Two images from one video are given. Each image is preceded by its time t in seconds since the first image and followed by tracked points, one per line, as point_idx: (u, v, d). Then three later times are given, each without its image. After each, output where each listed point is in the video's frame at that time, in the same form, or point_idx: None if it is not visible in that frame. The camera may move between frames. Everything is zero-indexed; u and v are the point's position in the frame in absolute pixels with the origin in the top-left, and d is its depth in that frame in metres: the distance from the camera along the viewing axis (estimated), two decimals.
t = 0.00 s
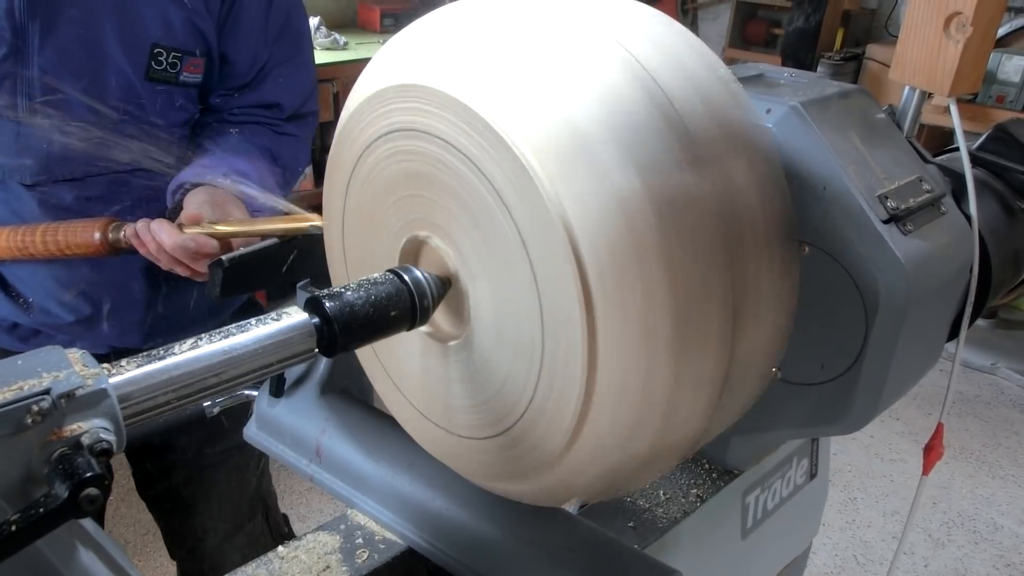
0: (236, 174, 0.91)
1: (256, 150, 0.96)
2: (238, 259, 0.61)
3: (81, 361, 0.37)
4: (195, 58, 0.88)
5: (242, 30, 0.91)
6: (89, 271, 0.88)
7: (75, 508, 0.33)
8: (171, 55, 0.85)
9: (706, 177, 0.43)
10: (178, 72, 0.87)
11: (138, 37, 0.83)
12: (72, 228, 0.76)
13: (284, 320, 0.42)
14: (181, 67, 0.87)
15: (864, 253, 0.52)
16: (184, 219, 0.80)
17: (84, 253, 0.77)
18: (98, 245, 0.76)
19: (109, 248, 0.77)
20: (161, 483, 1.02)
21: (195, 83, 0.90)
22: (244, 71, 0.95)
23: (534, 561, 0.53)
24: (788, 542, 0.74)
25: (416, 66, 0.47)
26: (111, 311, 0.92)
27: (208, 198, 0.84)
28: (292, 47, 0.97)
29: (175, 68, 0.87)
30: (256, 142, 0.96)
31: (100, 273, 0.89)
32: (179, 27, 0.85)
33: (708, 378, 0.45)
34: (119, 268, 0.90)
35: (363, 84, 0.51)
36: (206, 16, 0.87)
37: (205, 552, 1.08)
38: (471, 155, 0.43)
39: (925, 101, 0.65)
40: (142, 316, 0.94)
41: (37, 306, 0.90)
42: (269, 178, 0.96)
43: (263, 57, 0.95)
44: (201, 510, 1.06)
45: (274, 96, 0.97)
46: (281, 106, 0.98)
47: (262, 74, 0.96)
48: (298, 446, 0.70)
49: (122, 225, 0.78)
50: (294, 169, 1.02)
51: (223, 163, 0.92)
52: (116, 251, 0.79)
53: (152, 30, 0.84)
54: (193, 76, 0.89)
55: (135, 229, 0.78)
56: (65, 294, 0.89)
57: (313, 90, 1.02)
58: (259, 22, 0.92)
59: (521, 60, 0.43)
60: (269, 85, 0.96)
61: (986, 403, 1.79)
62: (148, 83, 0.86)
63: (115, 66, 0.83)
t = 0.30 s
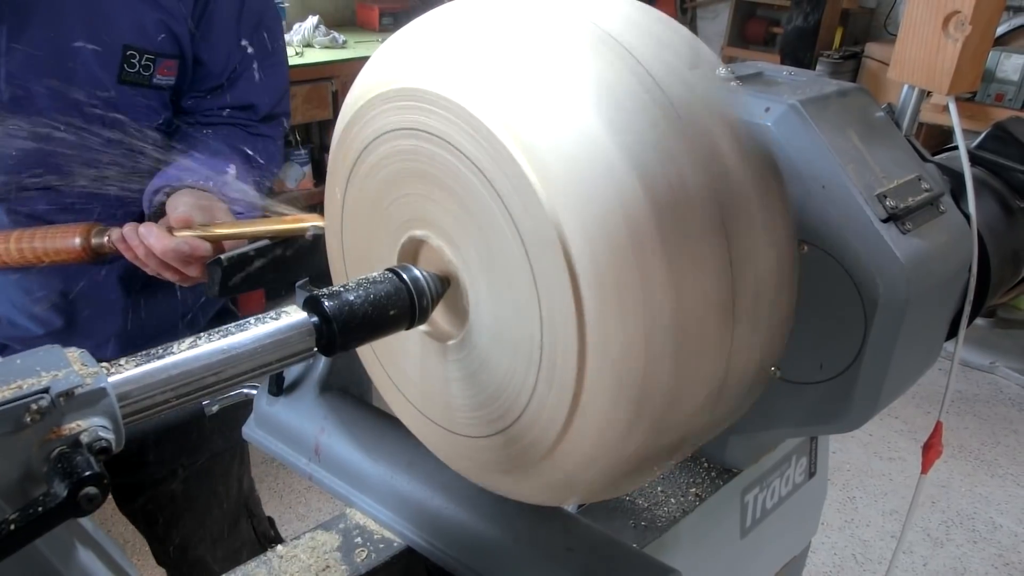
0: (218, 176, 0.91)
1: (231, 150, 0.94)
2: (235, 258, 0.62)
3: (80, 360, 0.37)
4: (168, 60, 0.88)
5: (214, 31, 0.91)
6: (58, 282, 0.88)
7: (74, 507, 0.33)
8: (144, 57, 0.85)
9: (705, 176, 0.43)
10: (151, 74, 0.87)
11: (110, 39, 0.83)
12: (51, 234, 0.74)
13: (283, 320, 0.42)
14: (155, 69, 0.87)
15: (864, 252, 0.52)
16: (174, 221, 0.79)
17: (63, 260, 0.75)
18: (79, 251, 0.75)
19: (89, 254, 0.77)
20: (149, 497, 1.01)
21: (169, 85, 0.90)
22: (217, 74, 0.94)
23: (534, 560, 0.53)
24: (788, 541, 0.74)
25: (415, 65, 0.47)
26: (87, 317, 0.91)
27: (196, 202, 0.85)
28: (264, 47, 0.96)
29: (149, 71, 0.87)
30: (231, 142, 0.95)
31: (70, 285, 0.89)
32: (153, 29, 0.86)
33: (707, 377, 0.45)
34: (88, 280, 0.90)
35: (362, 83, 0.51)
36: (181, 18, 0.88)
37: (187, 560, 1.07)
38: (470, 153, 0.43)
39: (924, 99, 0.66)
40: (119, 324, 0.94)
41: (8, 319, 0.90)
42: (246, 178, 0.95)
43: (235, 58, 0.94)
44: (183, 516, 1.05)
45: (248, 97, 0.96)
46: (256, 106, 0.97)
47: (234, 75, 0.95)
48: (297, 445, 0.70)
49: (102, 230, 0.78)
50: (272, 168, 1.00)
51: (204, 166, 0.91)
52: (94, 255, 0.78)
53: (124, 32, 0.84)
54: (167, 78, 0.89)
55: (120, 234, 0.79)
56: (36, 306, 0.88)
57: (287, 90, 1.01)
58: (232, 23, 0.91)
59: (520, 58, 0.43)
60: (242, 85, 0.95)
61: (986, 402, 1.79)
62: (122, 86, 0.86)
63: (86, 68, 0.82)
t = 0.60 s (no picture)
0: (235, 157, 0.91)
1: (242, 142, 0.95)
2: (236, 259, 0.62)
3: (80, 360, 0.37)
4: (160, 60, 0.87)
5: (209, 31, 0.90)
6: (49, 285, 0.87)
7: (74, 507, 0.33)
8: (134, 56, 0.84)
9: (705, 177, 0.43)
10: (142, 75, 0.86)
11: (100, 39, 0.82)
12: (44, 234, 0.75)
13: (282, 320, 0.42)
14: (145, 69, 0.86)
15: (864, 252, 0.52)
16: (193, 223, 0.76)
17: (56, 262, 0.75)
18: (72, 254, 0.75)
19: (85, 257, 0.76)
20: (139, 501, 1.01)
21: (160, 86, 0.89)
22: (215, 73, 0.94)
23: (534, 561, 0.53)
24: (788, 541, 0.74)
25: (416, 66, 0.47)
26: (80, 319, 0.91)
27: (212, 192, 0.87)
28: (262, 48, 0.96)
29: (140, 71, 0.86)
30: (240, 137, 0.95)
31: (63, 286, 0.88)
32: (144, 29, 0.85)
33: (708, 378, 0.45)
34: (79, 282, 0.89)
35: (364, 83, 0.51)
36: (172, 18, 0.87)
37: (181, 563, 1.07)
38: (470, 153, 0.43)
39: (925, 99, 0.66)
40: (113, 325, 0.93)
41: None
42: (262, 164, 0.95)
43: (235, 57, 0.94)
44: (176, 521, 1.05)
45: (250, 96, 0.96)
46: (255, 105, 0.97)
47: (233, 76, 0.95)
48: (297, 446, 0.70)
49: (96, 232, 0.76)
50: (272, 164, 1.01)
51: (220, 149, 0.91)
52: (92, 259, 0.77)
53: (115, 32, 0.83)
54: (157, 79, 0.88)
55: (139, 239, 0.76)
56: (26, 312, 0.88)
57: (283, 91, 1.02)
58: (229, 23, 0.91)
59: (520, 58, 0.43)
60: (241, 86, 0.95)
61: (986, 402, 1.79)
62: (111, 86, 0.84)
63: (78, 72, 0.82)
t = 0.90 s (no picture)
0: (245, 168, 0.91)
1: (246, 145, 0.96)
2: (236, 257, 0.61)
3: (80, 359, 0.37)
4: (158, 66, 0.87)
5: (208, 33, 0.89)
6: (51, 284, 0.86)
7: (74, 507, 0.33)
8: (133, 64, 0.84)
9: (706, 178, 0.43)
10: (140, 81, 0.86)
11: (99, 47, 0.82)
12: (45, 231, 0.75)
13: (282, 320, 0.42)
14: (144, 75, 0.86)
15: (864, 252, 0.52)
16: (194, 223, 0.76)
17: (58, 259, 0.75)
18: (73, 251, 0.74)
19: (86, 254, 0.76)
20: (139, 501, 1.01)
21: (158, 90, 0.89)
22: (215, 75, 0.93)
23: (534, 560, 0.53)
24: (788, 541, 0.74)
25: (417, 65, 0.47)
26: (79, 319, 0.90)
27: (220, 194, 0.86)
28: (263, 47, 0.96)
29: (138, 77, 0.85)
30: (245, 139, 0.96)
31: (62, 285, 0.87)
32: (142, 35, 0.84)
33: (707, 379, 0.45)
34: (79, 281, 0.88)
35: (365, 83, 0.51)
36: (171, 23, 0.86)
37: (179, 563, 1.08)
38: (470, 154, 0.43)
39: (924, 99, 0.66)
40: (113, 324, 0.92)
41: None
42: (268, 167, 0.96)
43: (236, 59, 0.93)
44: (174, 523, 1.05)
45: (251, 97, 0.97)
46: (258, 106, 0.98)
47: (234, 78, 0.95)
48: (297, 445, 0.70)
49: (96, 229, 0.76)
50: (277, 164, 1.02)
51: (230, 158, 0.91)
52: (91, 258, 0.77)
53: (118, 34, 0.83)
54: (156, 84, 0.88)
55: (141, 237, 0.76)
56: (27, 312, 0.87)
57: (285, 90, 1.02)
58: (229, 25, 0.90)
59: (521, 58, 0.43)
60: (243, 87, 0.96)
61: (986, 402, 1.79)
62: (110, 93, 0.84)
63: (78, 80, 0.81)
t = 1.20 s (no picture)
0: (250, 165, 0.89)
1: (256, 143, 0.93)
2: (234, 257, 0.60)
3: (80, 359, 0.37)
4: (173, 62, 0.87)
5: (220, 31, 0.90)
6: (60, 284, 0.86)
7: (74, 507, 0.33)
8: (148, 60, 0.85)
9: (706, 178, 0.43)
10: (155, 77, 0.87)
11: (113, 43, 0.82)
12: (55, 231, 0.74)
13: (282, 320, 0.42)
14: (158, 72, 0.86)
15: (864, 252, 0.52)
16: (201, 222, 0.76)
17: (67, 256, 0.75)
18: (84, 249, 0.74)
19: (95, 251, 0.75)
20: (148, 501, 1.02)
21: (173, 87, 0.89)
22: (229, 74, 0.94)
23: (534, 560, 0.53)
24: (788, 542, 0.74)
25: (417, 66, 0.47)
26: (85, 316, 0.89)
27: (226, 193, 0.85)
28: (278, 47, 0.96)
29: (152, 74, 0.86)
30: (255, 136, 0.94)
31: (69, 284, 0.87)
32: (157, 32, 0.84)
33: (705, 381, 0.45)
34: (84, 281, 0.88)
35: (365, 83, 0.51)
36: (185, 20, 0.86)
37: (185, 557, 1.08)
38: (469, 153, 0.43)
39: (924, 99, 0.66)
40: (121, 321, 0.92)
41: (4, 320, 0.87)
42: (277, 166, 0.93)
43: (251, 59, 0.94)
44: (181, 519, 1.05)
45: (265, 96, 0.96)
46: (272, 104, 0.97)
47: (248, 76, 0.95)
48: (297, 445, 0.70)
49: (106, 227, 0.76)
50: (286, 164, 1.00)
51: (233, 155, 0.89)
52: (100, 254, 0.77)
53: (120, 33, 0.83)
54: (171, 80, 0.88)
55: (148, 236, 0.76)
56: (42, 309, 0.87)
57: (303, 88, 1.01)
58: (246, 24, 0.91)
59: (521, 58, 0.43)
60: (256, 86, 0.95)
61: (986, 402, 1.79)
62: (126, 89, 0.85)
63: (92, 76, 0.82)
